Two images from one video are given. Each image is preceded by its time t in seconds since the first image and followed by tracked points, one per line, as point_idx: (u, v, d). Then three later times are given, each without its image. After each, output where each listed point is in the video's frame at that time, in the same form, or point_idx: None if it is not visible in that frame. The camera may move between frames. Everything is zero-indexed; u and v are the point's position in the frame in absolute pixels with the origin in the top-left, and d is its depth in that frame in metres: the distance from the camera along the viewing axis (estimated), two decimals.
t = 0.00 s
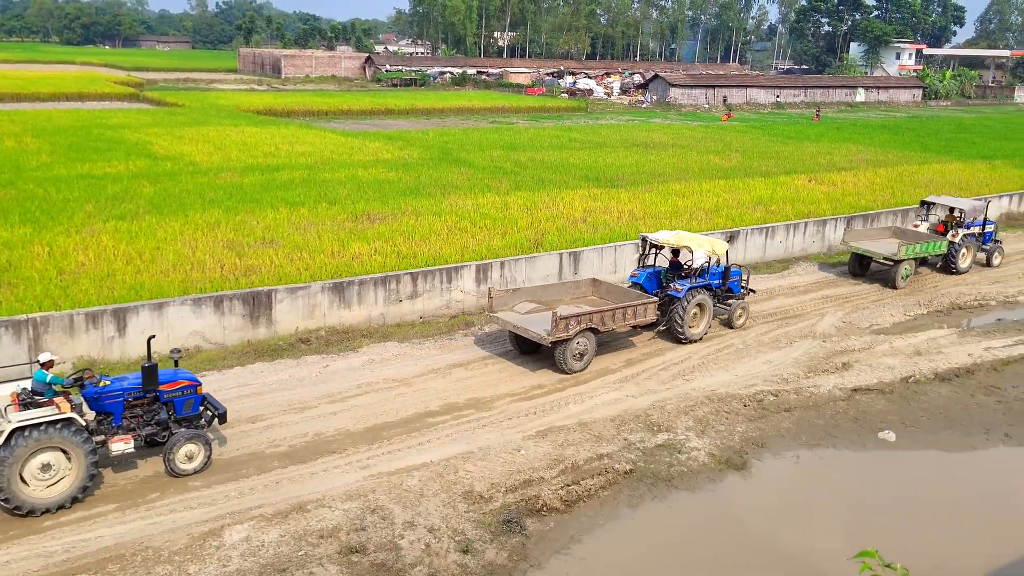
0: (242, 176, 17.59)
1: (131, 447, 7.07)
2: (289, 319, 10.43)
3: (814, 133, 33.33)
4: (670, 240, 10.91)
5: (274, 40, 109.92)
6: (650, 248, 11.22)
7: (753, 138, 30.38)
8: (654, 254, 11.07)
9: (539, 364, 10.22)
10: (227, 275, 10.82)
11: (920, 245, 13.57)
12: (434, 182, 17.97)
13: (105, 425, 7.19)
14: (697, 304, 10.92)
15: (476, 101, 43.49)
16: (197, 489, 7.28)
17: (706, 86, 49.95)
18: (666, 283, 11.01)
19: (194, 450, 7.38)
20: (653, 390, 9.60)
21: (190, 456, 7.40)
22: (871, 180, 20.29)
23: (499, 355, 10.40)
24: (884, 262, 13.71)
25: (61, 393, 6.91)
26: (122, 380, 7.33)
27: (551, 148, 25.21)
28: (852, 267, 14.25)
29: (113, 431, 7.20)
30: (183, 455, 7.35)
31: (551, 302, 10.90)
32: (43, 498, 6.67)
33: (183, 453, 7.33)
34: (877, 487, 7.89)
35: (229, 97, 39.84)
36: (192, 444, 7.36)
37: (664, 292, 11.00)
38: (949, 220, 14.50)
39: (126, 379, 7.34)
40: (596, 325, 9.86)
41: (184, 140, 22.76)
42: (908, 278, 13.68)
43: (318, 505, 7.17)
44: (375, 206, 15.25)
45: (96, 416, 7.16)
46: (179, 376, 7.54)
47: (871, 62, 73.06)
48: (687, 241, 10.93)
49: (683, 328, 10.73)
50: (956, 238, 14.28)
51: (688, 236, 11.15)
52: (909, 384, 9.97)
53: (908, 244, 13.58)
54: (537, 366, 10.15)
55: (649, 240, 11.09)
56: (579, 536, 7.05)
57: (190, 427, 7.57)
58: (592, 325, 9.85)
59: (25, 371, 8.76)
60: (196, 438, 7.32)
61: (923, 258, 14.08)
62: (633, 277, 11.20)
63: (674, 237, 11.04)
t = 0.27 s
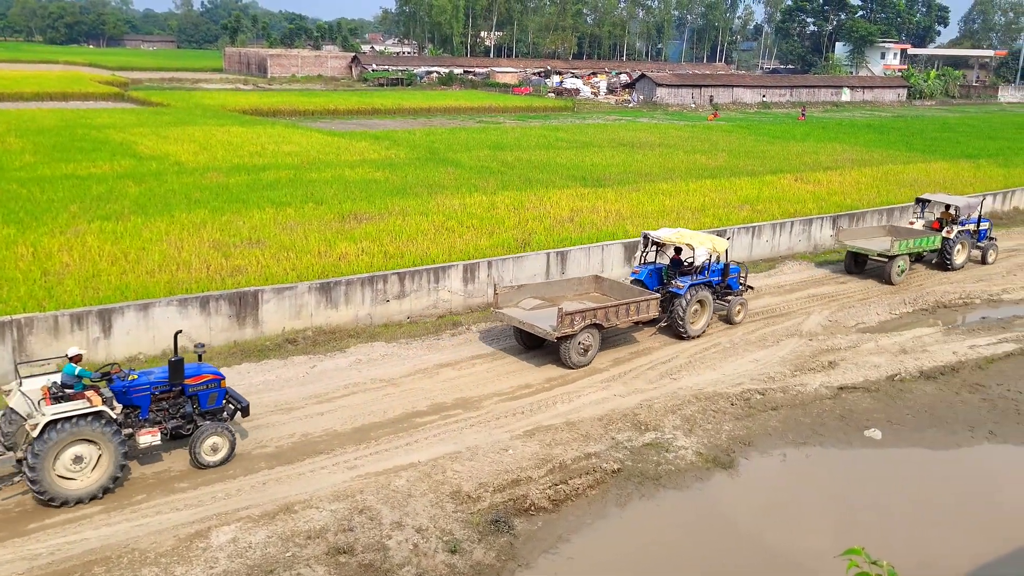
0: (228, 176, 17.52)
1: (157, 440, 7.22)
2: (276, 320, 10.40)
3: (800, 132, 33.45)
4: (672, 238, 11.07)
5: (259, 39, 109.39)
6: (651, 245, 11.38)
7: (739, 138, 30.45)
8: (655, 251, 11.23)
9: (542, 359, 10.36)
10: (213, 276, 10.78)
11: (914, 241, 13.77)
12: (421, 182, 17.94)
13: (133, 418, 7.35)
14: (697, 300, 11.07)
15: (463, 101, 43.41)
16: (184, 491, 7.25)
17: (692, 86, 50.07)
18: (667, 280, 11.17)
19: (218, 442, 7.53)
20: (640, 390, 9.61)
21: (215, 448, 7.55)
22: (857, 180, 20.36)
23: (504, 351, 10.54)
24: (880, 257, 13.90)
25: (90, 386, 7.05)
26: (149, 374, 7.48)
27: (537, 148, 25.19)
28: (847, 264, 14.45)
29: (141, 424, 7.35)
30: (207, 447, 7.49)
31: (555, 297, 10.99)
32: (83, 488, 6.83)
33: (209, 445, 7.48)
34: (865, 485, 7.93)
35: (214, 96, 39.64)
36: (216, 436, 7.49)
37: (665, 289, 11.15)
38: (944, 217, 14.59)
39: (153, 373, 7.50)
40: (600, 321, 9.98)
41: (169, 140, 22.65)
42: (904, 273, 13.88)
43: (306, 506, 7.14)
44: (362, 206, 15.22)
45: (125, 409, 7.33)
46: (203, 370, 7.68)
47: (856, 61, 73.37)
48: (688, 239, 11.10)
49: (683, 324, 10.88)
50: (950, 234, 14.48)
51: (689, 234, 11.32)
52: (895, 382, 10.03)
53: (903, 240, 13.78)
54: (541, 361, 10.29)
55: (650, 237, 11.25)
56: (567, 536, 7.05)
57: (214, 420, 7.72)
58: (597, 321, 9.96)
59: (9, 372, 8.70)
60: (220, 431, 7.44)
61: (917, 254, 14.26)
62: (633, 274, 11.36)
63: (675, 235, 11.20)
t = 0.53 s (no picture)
0: (223, 177, 17.49)
1: (192, 432, 7.41)
2: (271, 321, 10.39)
3: (794, 130, 33.50)
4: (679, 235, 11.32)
5: (252, 39, 109.16)
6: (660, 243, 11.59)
7: (734, 137, 30.47)
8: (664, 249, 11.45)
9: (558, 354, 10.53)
10: (208, 277, 10.77)
11: (918, 237, 13.98)
12: (416, 182, 17.92)
13: (168, 411, 7.55)
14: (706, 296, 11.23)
15: (458, 100, 43.42)
16: (180, 492, 7.24)
17: (687, 85, 50.13)
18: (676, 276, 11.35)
19: (251, 435, 7.70)
20: (636, 388, 9.62)
21: (248, 440, 7.72)
22: (852, 178, 20.39)
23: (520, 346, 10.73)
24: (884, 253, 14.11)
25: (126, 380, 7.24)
26: (182, 369, 7.67)
27: (533, 147, 25.20)
28: (853, 260, 14.70)
29: (176, 418, 7.54)
30: (241, 440, 7.67)
31: (567, 294, 11.19)
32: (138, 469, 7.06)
33: (242, 438, 7.66)
34: (861, 483, 7.94)
35: (209, 98, 39.56)
36: (249, 429, 7.67)
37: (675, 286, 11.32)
38: (948, 214, 14.83)
39: (187, 368, 7.70)
40: (613, 316, 10.19)
41: (163, 141, 22.62)
42: (908, 269, 14.10)
43: (302, 507, 7.14)
44: (357, 207, 15.22)
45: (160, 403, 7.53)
46: (235, 364, 7.89)
47: (850, 59, 73.49)
48: (695, 236, 11.32)
49: (693, 320, 11.04)
50: (955, 230, 14.65)
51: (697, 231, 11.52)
52: (890, 380, 10.05)
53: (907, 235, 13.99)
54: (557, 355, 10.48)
55: (658, 235, 11.48)
56: (563, 535, 7.06)
57: (245, 414, 7.90)
58: (610, 316, 10.17)
59: (4, 375, 8.67)
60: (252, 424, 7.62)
61: (921, 250, 14.50)
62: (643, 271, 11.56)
63: (683, 232, 11.42)
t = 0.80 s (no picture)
0: (217, 177, 17.47)
1: (226, 425, 7.61)
2: (266, 321, 10.38)
3: (789, 128, 33.56)
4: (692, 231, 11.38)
5: (244, 39, 108.87)
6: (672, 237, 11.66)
7: (728, 134, 30.50)
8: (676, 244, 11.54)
9: (573, 347, 10.72)
10: (203, 277, 10.75)
11: (923, 232, 14.18)
12: (411, 182, 17.90)
13: (202, 404, 7.73)
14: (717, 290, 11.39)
15: (452, 99, 43.40)
16: (175, 493, 7.23)
17: (681, 83, 50.18)
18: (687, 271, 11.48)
19: (281, 427, 7.89)
20: (632, 386, 9.64)
21: (278, 433, 7.92)
22: (846, 175, 20.41)
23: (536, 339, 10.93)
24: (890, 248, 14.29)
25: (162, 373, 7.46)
26: (215, 362, 7.84)
27: (528, 146, 25.21)
28: (858, 255, 14.89)
29: (209, 410, 7.72)
30: (272, 432, 7.87)
31: (581, 288, 11.36)
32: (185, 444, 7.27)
33: (273, 430, 7.85)
34: (856, 480, 7.95)
35: (203, 97, 39.50)
36: (279, 422, 7.86)
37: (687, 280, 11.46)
38: (954, 210, 15.01)
39: (220, 361, 7.87)
40: (628, 309, 10.36)
41: (157, 140, 22.58)
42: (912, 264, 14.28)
43: (298, 507, 7.13)
44: (352, 206, 15.20)
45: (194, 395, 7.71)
46: (265, 358, 8.06)
47: (843, 56, 73.62)
48: (707, 231, 11.40)
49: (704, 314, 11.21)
50: (960, 226, 14.82)
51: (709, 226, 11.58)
52: (885, 377, 10.07)
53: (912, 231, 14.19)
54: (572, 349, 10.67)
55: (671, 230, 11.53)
56: (560, 533, 7.06)
57: (275, 406, 8.08)
58: (625, 309, 10.34)
59: None
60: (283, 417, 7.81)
61: (926, 245, 14.68)
62: (655, 265, 11.68)
63: (696, 228, 11.47)
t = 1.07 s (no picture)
0: (203, 174, 17.39)
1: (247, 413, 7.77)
2: (253, 318, 10.34)
3: (776, 124, 33.70)
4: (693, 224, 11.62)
5: (230, 36, 108.23)
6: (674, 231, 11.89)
7: (715, 131, 30.56)
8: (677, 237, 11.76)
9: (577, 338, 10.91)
10: (189, 275, 10.70)
11: (919, 226, 14.44)
12: (398, 178, 17.86)
13: (225, 393, 7.89)
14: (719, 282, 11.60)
15: (439, 96, 43.33)
16: (162, 491, 7.20)
17: (668, 79, 50.19)
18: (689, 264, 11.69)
19: (301, 416, 8.03)
20: (620, 382, 9.66)
21: (299, 421, 8.06)
22: (832, 171, 20.49)
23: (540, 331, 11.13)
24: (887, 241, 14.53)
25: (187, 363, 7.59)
26: (237, 352, 8.01)
27: (515, 142, 25.19)
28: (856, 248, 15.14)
29: (231, 399, 7.88)
30: (292, 421, 8.01)
31: (586, 281, 11.56)
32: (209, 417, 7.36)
33: (293, 420, 7.99)
34: (844, 474, 7.99)
35: (188, 94, 39.21)
36: (299, 411, 8.01)
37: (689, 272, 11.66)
38: (949, 204, 15.25)
39: (242, 352, 8.03)
40: (633, 302, 10.54)
41: (142, 138, 22.45)
42: (908, 258, 14.52)
43: (286, 505, 7.10)
44: (339, 203, 15.15)
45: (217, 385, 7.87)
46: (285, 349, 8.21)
47: (830, 53, 73.88)
48: (709, 224, 11.63)
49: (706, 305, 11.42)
50: (956, 220, 15.06)
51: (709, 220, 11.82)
52: (871, 372, 10.12)
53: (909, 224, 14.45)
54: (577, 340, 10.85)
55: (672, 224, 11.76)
56: (548, 530, 7.06)
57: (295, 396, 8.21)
58: (630, 302, 10.52)
59: None
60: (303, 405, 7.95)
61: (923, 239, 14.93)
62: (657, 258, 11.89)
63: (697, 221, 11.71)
